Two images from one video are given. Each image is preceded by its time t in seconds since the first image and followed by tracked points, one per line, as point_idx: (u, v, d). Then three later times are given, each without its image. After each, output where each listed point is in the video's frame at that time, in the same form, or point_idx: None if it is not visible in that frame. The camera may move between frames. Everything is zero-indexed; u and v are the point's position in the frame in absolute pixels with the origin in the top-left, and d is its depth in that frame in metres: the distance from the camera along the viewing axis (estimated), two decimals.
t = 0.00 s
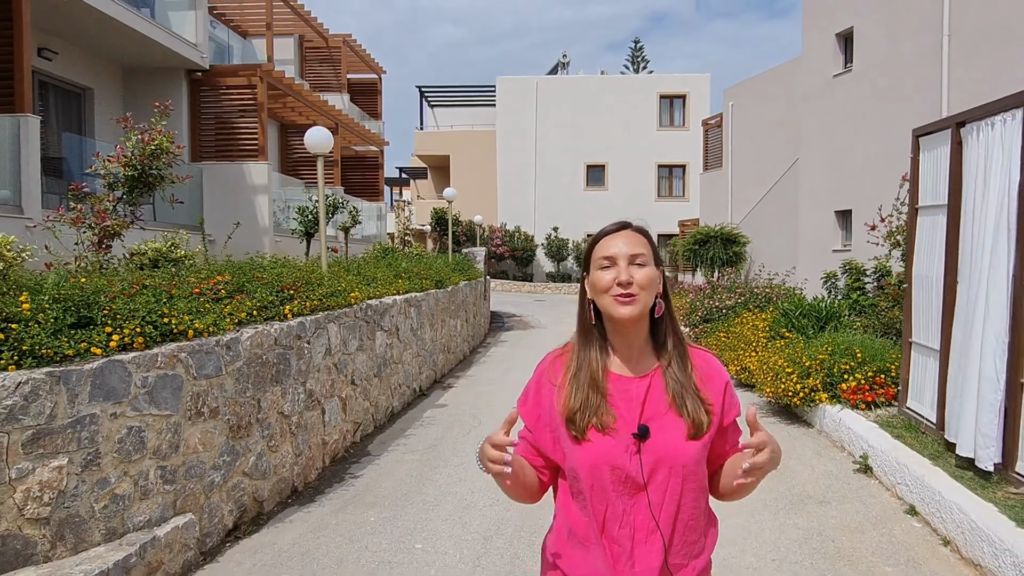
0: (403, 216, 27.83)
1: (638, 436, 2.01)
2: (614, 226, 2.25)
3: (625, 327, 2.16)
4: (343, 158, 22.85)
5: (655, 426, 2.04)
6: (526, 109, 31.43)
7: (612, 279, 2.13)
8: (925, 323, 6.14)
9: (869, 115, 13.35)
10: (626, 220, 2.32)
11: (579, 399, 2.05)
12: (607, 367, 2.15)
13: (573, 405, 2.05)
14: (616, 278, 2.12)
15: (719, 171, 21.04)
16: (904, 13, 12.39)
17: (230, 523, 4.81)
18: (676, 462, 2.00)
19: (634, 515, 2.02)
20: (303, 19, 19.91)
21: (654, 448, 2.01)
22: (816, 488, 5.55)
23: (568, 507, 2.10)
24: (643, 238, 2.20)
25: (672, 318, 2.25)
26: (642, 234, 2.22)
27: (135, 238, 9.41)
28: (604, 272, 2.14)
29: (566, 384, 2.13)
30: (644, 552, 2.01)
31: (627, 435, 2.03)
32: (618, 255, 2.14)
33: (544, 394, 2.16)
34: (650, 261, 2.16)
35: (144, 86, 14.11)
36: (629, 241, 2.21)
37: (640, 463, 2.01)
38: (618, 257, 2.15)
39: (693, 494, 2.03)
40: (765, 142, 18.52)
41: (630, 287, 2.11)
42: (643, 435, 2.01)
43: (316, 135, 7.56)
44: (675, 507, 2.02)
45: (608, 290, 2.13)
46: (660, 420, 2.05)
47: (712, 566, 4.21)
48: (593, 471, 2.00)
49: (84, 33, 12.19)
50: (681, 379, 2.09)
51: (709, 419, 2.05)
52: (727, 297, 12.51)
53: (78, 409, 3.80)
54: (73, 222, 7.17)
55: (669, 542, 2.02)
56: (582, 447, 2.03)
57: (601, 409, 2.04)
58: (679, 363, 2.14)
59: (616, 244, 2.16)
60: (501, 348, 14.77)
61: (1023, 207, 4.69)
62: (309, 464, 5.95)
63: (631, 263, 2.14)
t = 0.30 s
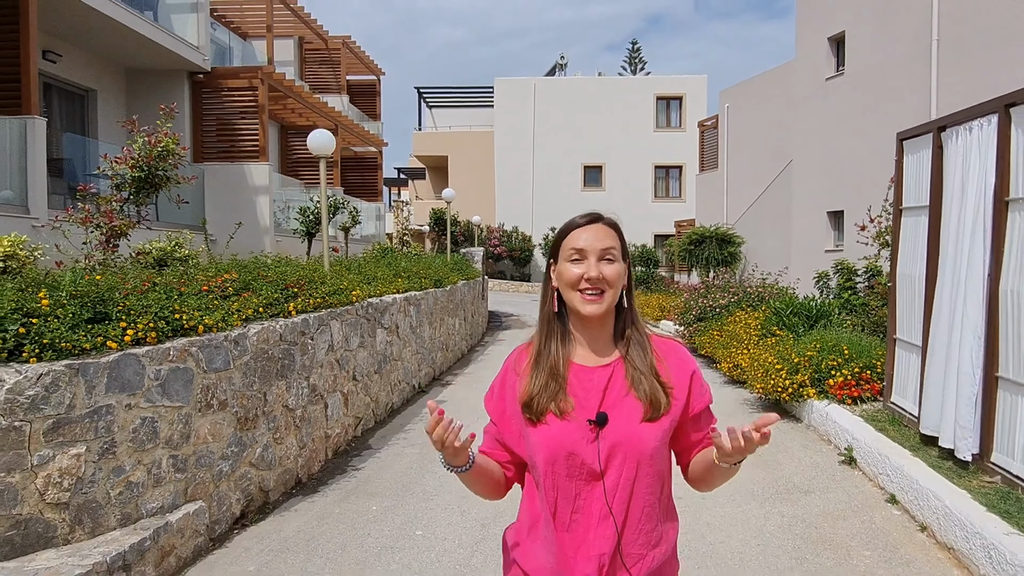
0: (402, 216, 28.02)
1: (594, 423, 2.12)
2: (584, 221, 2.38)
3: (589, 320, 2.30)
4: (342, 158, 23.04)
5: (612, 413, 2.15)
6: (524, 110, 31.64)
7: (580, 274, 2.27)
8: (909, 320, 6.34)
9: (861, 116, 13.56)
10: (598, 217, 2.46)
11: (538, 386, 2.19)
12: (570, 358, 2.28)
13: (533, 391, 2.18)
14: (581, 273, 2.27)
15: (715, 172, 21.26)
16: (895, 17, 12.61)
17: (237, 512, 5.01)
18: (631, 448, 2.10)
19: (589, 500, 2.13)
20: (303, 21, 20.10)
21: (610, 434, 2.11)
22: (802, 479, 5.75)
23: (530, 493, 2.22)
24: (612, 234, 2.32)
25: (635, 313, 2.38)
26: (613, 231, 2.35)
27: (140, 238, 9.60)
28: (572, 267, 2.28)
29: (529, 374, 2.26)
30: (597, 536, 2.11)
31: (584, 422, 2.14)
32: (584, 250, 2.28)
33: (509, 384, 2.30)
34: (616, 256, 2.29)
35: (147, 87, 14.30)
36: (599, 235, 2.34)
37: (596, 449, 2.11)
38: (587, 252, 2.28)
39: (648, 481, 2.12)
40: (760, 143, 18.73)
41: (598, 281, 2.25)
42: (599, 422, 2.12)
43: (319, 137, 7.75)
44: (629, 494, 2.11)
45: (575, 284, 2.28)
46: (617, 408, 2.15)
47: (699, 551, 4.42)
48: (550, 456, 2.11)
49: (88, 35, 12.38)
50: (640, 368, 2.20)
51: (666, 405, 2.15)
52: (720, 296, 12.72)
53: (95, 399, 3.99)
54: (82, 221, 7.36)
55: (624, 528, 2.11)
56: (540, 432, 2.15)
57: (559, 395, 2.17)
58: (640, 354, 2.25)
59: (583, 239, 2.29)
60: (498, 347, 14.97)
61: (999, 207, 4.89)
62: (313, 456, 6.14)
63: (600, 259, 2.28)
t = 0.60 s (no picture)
0: (401, 214, 28.22)
1: (561, 418, 2.03)
2: (558, 207, 2.26)
3: (560, 311, 2.19)
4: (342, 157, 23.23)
5: (579, 407, 2.05)
6: (522, 109, 31.84)
7: (554, 264, 2.17)
8: (893, 315, 6.56)
9: (854, 116, 13.77)
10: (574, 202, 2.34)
11: (505, 379, 2.11)
12: (540, 350, 2.18)
13: (500, 385, 2.10)
14: (553, 264, 2.16)
15: (711, 171, 21.47)
16: (887, 18, 12.83)
17: (245, 498, 5.21)
18: (598, 442, 2.01)
19: (555, 496, 2.04)
20: (303, 20, 20.28)
21: (576, 429, 2.02)
22: (789, 468, 5.97)
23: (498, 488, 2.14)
24: (586, 222, 2.21)
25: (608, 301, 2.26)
26: (587, 218, 2.24)
27: (146, 235, 9.80)
28: (545, 256, 2.18)
29: (500, 366, 2.18)
30: (563, 533, 2.02)
31: (550, 416, 2.05)
32: (557, 239, 2.17)
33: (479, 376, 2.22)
34: (589, 245, 2.18)
35: (150, 87, 14.49)
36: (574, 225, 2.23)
37: (562, 445, 2.02)
38: (561, 241, 2.18)
39: (616, 476, 2.02)
40: (756, 143, 18.94)
41: (571, 272, 2.16)
42: (567, 417, 2.02)
43: (321, 137, 7.94)
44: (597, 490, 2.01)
45: (545, 275, 2.17)
46: (584, 401, 2.05)
47: (687, 534, 4.64)
48: (516, 452, 2.03)
49: (93, 35, 12.58)
50: (610, 358, 2.09)
51: (634, 398, 2.05)
52: (714, 294, 12.95)
53: (112, 388, 4.19)
54: (91, 219, 7.56)
55: (590, 525, 2.02)
56: (508, 427, 2.08)
57: (525, 389, 2.08)
58: (612, 345, 2.14)
59: (555, 227, 2.18)
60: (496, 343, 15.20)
61: (976, 206, 5.11)
62: (317, 447, 6.35)
63: (574, 249, 2.18)
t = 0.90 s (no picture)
0: (399, 216, 28.42)
1: (553, 431, 2.06)
2: (567, 220, 2.29)
3: (563, 326, 2.23)
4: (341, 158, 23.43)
5: (573, 420, 2.08)
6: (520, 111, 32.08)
7: (557, 279, 2.19)
8: (879, 316, 6.78)
9: (846, 122, 14.03)
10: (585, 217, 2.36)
11: (503, 390, 2.17)
12: (540, 362, 2.23)
13: (498, 395, 2.16)
14: (555, 279, 2.19)
15: (707, 174, 21.71)
16: (878, 26, 13.08)
17: (254, 489, 5.42)
18: (588, 457, 2.03)
19: (545, 507, 2.08)
20: (302, 23, 20.46)
21: (568, 441, 2.05)
22: (777, 463, 6.20)
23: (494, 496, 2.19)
24: (590, 237, 2.23)
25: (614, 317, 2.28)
26: (594, 234, 2.26)
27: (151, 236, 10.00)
28: (549, 271, 2.21)
29: (500, 376, 2.24)
30: (549, 545, 2.05)
31: (544, 428, 2.08)
32: (561, 254, 2.20)
33: (481, 386, 2.29)
34: (593, 261, 2.20)
35: (153, 89, 14.70)
36: (580, 239, 2.25)
37: (553, 458, 2.06)
38: (564, 256, 2.20)
39: (605, 492, 2.04)
40: (750, 147, 19.19)
41: (574, 288, 2.18)
42: (559, 430, 2.06)
43: (324, 141, 8.14)
44: (585, 503, 2.04)
45: (548, 289, 2.21)
46: (579, 415, 2.09)
47: (678, 524, 4.86)
48: (507, 459, 2.08)
49: (98, 39, 12.77)
50: (606, 374, 2.11)
51: (628, 414, 2.06)
52: (708, 295, 13.19)
53: (130, 382, 4.40)
54: (101, 220, 7.75)
55: (577, 538, 2.04)
56: (502, 436, 2.13)
57: (521, 399, 2.13)
58: (610, 361, 2.16)
59: (559, 241, 2.22)
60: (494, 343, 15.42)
61: (955, 212, 5.34)
62: (321, 442, 6.56)
63: (578, 265, 2.20)
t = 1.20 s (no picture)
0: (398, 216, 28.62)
1: (583, 417, 2.05)
2: (595, 209, 2.28)
3: (591, 313, 2.21)
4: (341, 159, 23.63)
5: (602, 406, 2.06)
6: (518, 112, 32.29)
7: (586, 266, 2.17)
8: (871, 313, 6.99)
9: (840, 123, 14.25)
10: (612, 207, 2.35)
11: (530, 376, 2.15)
12: (568, 349, 2.22)
13: (525, 380, 2.15)
14: (584, 266, 2.18)
15: (704, 174, 21.94)
16: (872, 29, 13.31)
17: (267, 479, 5.62)
18: (617, 444, 2.01)
19: (574, 495, 2.05)
20: (303, 25, 20.63)
21: (596, 428, 2.03)
22: (771, 454, 6.42)
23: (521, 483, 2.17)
24: (619, 225, 2.21)
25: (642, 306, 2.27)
26: (622, 222, 2.24)
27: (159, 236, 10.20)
28: (576, 259, 2.20)
29: (527, 362, 2.22)
30: (579, 532, 2.03)
31: (573, 414, 2.07)
32: (589, 240, 2.18)
33: (508, 373, 2.27)
34: (621, 248, 2.18)
35: (157, 92, 14.90)
36: (607, 228, 2.23)
37: (583, 444, 2.04)
38: (592, 243, 2.18)
39: (635, 480, 2.02)
40: (747, 147, 19.41)
41: (603, 275, 2.16)
42: (588, 416, 2.04)
43: (330, 143, 8.35)
44: (614, 491, 2.02)
45: (575, 276, 2.19)
46: (608, 402, 2.07)
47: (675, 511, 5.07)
48: (534, 444, 2.07)
49: (103, 41, 12.95)
50: (635, 361, 2.10)
51: (657, 401, 2.04)
52: (705, 294, 13.42)
53: (152, 374, 4.61)
54: (113, 221, 7.95)
55: (606, 527, 2.02)
56: (530, 422, 2.11)
57: (548, 384, 2.12)
58: (639, 349, 2.14)
59: (586, 228, 2.19)
60: (494, 342, 15.64)
61: (941, 211, 5.57)
62: (330, 434, 6.77)
63: (607, 252, 2.18)
